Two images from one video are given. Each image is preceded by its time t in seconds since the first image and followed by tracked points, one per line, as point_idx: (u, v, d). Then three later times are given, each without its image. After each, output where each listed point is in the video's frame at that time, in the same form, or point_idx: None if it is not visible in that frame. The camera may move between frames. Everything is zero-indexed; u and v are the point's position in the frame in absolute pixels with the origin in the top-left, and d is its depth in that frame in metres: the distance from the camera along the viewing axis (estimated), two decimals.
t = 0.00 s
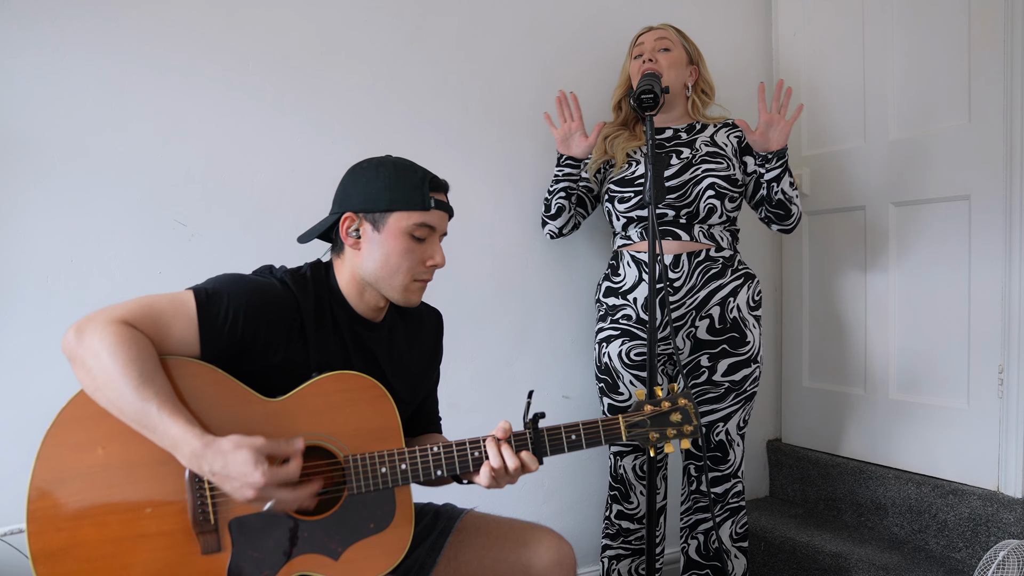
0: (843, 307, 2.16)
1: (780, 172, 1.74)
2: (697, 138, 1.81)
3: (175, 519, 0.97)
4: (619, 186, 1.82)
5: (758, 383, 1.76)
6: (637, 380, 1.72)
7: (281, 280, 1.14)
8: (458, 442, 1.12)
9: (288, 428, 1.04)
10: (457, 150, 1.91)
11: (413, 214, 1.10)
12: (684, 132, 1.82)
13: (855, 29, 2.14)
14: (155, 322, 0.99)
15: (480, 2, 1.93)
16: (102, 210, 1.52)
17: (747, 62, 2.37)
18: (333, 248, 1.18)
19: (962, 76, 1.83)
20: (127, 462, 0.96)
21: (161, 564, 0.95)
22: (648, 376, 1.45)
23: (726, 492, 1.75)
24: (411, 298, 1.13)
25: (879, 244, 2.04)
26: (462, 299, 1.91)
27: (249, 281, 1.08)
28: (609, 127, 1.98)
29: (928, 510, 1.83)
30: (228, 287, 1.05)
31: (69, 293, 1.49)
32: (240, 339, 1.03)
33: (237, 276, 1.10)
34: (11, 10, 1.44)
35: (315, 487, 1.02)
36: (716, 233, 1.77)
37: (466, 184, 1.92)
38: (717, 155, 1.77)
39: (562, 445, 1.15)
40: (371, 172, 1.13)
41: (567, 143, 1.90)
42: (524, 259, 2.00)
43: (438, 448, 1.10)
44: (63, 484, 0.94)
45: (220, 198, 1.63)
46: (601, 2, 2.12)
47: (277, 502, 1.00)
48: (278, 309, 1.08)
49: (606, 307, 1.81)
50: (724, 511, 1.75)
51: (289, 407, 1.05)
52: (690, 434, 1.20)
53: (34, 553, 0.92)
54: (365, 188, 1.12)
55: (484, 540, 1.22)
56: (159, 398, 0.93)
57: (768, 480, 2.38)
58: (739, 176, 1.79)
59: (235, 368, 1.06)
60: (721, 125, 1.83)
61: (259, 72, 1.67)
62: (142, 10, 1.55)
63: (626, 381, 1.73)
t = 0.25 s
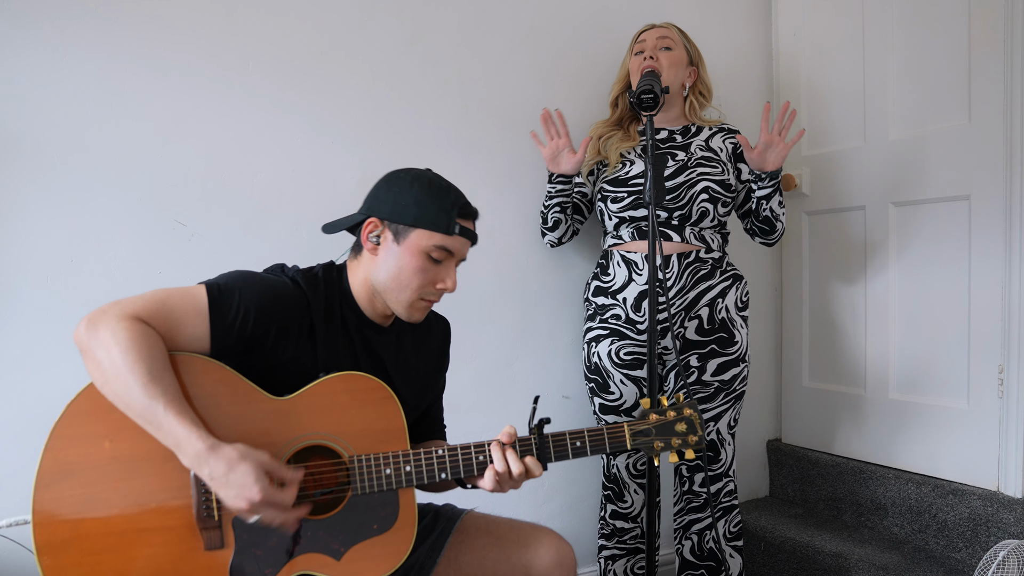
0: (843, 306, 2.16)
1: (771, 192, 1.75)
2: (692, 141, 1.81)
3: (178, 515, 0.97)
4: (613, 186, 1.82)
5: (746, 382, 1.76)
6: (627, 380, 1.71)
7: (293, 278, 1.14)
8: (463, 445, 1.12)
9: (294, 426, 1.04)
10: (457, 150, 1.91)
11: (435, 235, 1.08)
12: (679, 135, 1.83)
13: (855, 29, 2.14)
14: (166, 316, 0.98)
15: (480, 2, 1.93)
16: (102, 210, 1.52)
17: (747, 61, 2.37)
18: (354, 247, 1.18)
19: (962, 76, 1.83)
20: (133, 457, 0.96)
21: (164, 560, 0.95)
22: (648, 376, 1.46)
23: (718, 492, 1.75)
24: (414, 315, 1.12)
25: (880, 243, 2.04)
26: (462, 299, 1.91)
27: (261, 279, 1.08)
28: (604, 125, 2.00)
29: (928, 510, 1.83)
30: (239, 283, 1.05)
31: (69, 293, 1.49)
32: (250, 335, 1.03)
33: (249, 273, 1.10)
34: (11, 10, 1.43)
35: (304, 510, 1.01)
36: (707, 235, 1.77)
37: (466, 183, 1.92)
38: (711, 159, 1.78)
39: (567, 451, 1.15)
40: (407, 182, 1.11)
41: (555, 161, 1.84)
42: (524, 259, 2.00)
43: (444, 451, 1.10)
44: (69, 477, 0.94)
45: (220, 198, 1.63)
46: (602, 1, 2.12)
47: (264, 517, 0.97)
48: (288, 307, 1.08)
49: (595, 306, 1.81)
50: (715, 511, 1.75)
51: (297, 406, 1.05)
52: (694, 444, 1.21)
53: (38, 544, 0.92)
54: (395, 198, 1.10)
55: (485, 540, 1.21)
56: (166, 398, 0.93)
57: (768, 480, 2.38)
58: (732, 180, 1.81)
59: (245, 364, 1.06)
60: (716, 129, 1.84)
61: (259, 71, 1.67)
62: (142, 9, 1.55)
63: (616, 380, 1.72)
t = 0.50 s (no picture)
0: (842, 306, 2.16)
1: (765, 197, 1.79)
2: (687, 143, 1.81)
3: (184, 510, 0.96)
4: (606, 185, 1.81)
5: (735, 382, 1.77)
6: (618, 380, 1.71)
7: (305, 278, 1.14)
8: (470, 449, 1.12)
9: (302, 425, 1.04)
10: (457, 151, 1.91)
11: (456, 247, 1.08)
12: (674, 136, 1.83)
13: (855, 29, 2.14)
14: (181, 304, 0.99)
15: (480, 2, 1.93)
16: (102, 210, 1.52)
17: (747, 61, 2.37)
18: (374, 247, 1.18)
19: (962, 76, 1.84)
20: (141, 450, 0.96)
21: (168, 553, 0.95)
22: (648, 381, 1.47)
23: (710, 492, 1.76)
24: (422, 322, 1.12)
25: (879, 243, 2.04)
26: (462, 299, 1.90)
27: (272, 277, 1.08)
28: (599, 123, 1.98)
29: (928, 510, 1.84)
30: (251, 279, 1.06)
31: (68, 293, 1.49)
32: (260, 334, 1.03)
33: (259, 271, 1.10)
34: (11, 9, 1.43)
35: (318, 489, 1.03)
36: (698, 237, 1.77)
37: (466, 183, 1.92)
38: (705, 162, 1.78)
39: (574, 458, 1.16)
40: (437, 191, 1.11)
41: (544, 163, 1.84)
42: (524, 259, 2.00)
43: (451, 454, 1.10)
44: (77, 468, 0.94)
45: (220, 198, 1.63)
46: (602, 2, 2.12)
47: (287, 490, 0.96)
48: (299, 305, 1.08)
49: (585, 306, 1.80)
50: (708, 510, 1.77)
51: (306, 405, 1.05)
52: (702, 455, 1.20)
53: (44, 535, 0.92)
54: (423, 204, 1.10)
55: (486, 541, 1.21)
56: (189, 372, 0.93)
57: (767, 480, 2.38)
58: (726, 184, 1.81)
59: (256, 361, 1.06)
60: (711, 133, 1.84)
61: (259, 71, 1.66)
62: (142, 9, 1.54)
63: (607, 380, 1.72)
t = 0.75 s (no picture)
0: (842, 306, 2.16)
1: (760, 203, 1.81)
2: (686, 144, 1.81)
3: (182, 510, 0.96)
4: (606, 184, 1.81)
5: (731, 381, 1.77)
6: (615, 380, 1.72)
7: (312, 281, 1.14)
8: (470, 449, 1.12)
9: (305, 426, 1.04)
10: (457, 150, 1.91)
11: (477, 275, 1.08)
12: (672, 136, 1.83)
13: (855, 29, 2.14)
14: (183, 312, 0.98)
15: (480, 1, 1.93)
16: (102, 210, 1.52)
17: (747, 61, 2.37)
18: (402, 256, 1.20)
19: (962, 76, 1.83)
20: (141, 451, 0.96)
21: (166, 553, 0.95)
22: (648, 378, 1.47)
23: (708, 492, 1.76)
24: (416, 336, 1.12)
25: (879, 243, 2.04)
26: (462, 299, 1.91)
27: (279, 280, 1.08)
28: (597, 122, 1.98)
29: (928, 510, 1.84)
30: (258, 282, 1.06)
31: (69, 292, 1.49)
32: (263, 336, 1.03)
33: (266, 272, 1.10)
34: (10, 9, 1.43)
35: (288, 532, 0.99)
36: (695, 238, 1.77)
37: (466, 184, 1.92)
38: (705, 163, 1.78)
39: (574, 460, 1.16)
40: (480, 223, 1.13)
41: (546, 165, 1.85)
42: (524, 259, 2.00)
43: (451, 455, 1.10)
44: (77, 467, 0.94)
45: (220, 198, 1.63)
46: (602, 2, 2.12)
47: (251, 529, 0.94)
48: (303, 309, 1.08)
49: (581, 306, 1.80)
50: (705, 511, 1.76)
51: (308, 407, 1.05)
52: (701, 457, 1.20)
53: (44, 533, 0.92)
54: (463, 229, 1.12)
55: (485, 541, 1.21)
56: (178, 391, 0.93)
57: (768, 480, 2.38)
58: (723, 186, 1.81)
59: (258, 363, 1.06)
60: (708, 134, 1.84)
61: (259, 71, 1.67)
62: (142, 9, 1.54)
63: (605, 381, 1.72)
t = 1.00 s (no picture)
0: (842, 306, 2.16)
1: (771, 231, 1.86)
2: (687, 143, 1.81)
3: (182, 511, 0.96)
4: (609, 184, 1.81)
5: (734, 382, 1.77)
6: (619, 381, 1.71)
7: (304, 278, 1.14)
8: (469, 448, 1.12)
9: (301, 426, 1.04)
10: (457, 151, 1.91)
11: (472, 257, 1.08)
12: (674, 136, 1.83)
13: (855, 29, 2.14)
14: (180, 309, 0.98)
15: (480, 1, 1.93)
16: (102, 210, 1.52)
17: (747, 61, 2.37)
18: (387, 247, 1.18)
19: (962, 76, 1.83)
20: (139, 453, 0.96)
21: (166, 555, 0.95)
22: (649, 382, 1.47)
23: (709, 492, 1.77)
24: (423, 326, 1.12)
25: (880, 243, 2.04)
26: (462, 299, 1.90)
27: (272, 277, 1.08)
28: (599, 121, 1.97)
29: (928, 510, 1.84)
30: (251, 281, 1.05)
31: (68, 292, 1.49)
32: (258, 334, 1.03)
33: (259, 271, 1.10)
34: (10, 9, 1.43)
35: (326, 487, 1.01)
36: (698, 238, 1.77)
37: (466, 184, 1.92)
38: (707, 163, 1.79)
39: (572, 457, 1.16)
40: (463, 203, 1.13)
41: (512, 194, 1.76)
42: (524, 259, 2.00)
43: (450, 454, 1.10)
44: (75, 470, 0.94)
45: (220, 198, 1.63)
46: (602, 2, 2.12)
47: (287, 496, 0.97)
48: (297, 307, 1.07)
49: (584, 307, 1.80)
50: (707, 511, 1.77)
51: (304, 405, 1.05)
52: (698, 452, 1.20)
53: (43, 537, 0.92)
54: (448, 212, 1.11)
55: (485, 541, 1.21)
56: (182, 381, 0.93)
57: (767, 480, 2.38)
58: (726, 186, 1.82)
59: (252, 363, 1.06)
60: (709, 135, 1.84)
61: (259, 71, 1.66)
62: (142, 9, 1.54)
63: (608, 381, 1.72)
